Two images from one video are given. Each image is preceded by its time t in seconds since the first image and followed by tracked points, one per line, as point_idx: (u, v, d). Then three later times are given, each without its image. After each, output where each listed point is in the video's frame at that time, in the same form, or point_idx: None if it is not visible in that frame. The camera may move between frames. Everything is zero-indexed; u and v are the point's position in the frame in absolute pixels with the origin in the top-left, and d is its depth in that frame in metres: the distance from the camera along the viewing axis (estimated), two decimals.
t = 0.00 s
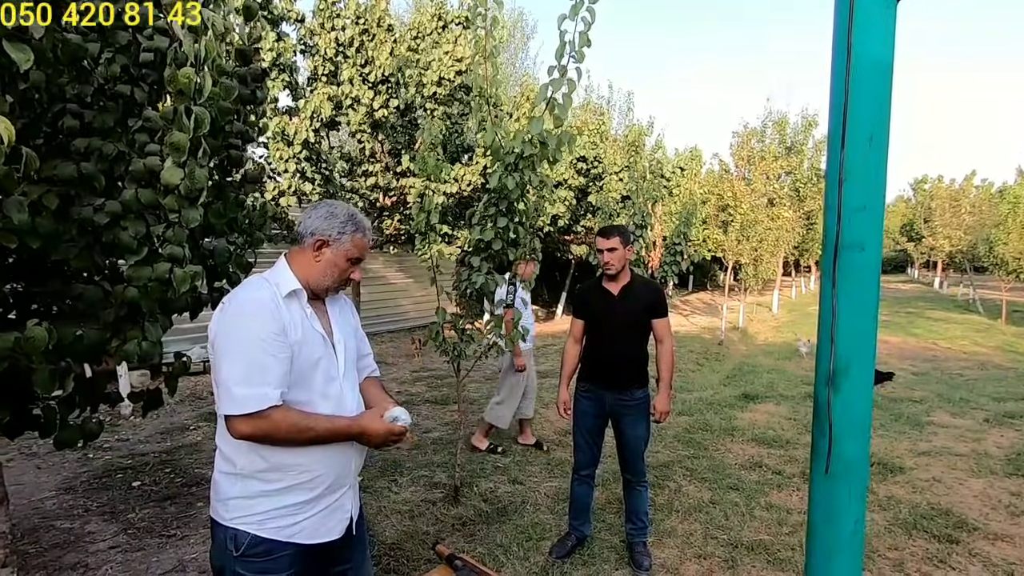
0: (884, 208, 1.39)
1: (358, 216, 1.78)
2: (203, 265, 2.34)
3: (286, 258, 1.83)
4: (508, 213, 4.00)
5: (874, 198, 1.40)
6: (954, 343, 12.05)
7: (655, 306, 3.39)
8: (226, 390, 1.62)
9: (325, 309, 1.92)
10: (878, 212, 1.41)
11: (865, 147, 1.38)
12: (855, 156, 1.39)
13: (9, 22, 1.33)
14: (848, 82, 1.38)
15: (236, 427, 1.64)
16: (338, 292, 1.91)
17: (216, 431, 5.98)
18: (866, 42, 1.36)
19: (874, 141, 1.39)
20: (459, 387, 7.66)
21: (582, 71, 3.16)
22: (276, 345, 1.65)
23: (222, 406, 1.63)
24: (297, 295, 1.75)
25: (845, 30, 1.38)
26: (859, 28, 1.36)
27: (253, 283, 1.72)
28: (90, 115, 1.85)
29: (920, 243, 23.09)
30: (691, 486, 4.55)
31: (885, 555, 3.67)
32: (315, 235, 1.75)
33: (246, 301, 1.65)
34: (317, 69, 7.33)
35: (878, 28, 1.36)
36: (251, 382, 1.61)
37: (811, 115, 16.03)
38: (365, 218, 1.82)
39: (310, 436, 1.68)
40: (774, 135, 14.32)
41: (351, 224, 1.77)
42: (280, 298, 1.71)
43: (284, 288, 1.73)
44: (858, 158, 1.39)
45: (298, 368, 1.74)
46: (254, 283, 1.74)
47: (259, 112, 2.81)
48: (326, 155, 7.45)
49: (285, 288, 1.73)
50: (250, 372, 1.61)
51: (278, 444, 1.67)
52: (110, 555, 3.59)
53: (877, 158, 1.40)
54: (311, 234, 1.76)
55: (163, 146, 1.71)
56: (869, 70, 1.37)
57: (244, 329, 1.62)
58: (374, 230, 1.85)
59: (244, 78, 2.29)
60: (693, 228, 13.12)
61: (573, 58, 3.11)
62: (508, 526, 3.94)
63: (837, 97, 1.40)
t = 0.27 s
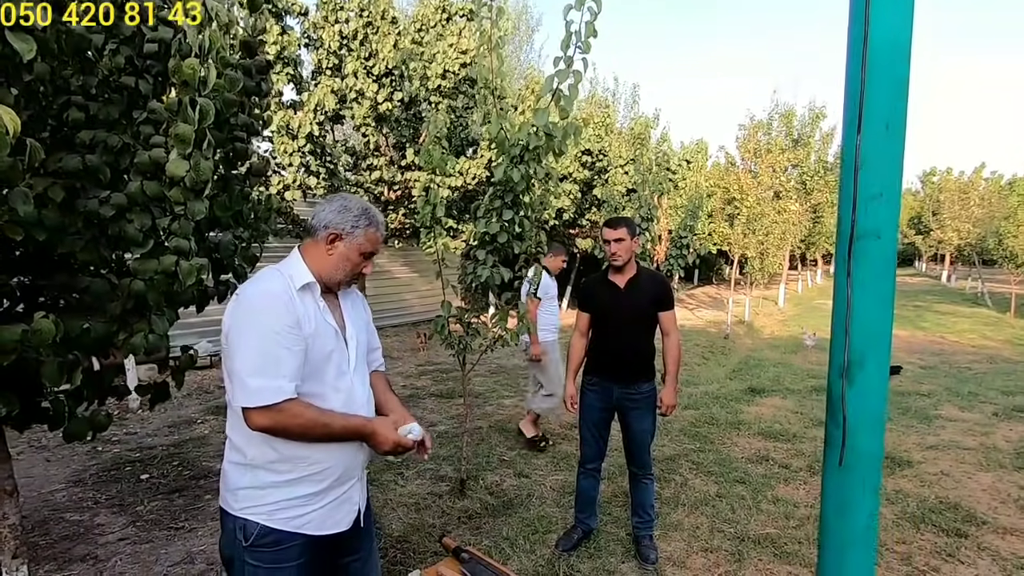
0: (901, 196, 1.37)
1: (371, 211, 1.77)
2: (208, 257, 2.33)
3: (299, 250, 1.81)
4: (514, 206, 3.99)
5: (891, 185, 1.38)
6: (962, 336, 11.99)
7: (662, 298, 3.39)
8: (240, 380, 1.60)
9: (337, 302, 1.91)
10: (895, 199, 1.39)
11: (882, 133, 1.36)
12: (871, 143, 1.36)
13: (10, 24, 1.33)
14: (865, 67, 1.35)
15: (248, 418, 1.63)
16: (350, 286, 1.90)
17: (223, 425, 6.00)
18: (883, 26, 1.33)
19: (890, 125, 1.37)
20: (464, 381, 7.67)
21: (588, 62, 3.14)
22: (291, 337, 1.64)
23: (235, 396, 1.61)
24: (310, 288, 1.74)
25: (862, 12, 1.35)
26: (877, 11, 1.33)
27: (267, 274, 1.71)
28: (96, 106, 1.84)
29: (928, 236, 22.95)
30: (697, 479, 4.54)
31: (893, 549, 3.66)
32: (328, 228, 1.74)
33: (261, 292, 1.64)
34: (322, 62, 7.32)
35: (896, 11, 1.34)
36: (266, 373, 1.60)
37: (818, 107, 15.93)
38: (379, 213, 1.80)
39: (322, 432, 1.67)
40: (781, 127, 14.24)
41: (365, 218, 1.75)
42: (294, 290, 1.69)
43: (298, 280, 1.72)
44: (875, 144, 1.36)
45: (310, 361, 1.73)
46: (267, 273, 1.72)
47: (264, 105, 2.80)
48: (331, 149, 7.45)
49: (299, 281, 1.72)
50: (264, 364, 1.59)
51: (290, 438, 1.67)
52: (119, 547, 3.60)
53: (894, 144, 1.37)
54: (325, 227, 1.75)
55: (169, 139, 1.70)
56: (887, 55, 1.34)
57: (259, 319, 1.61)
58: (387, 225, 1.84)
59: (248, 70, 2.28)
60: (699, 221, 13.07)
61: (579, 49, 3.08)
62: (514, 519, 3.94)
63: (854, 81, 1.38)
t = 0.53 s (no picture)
0: (908, 197, 1.37)
1: (388, 214, 1.78)
2: (212, 254, 2.34)
3: (315, 249, 1.82)
4: (517, 203, 3.99)
5: (897, 186, 1.39)
6: (964, 333, 11.99)
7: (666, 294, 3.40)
8: (256, 374, 1.60)
9: (350, 301, 1.93)
10: (901, 200, 1.39)
11: (888, 134, 1.36)
12: (878, 143, 1.37)
13: (9, 23, 1.34)
14: (871, 68, 1.36)
15: (262, 412, 1.63)
16: (364, 285, 1.91)
17: (226, 419, 6.02)
18: (891, 26, 1.33)
19: (897, 126, 1.37)
20: (466, 376, 7.68)
21: (592, 59, 3.13)
22: (308, 334, 1.65)
23: (250, 390, 1.61)
24: (326, 286, 1.75)
25: (870, 12, 1.35)
26: (884, 11, 1.33)
27: (284, 271, 1.72)
28: (100, 103, 1.84)
29: (930, 232, 22.92)
30: (698, 475, 4.56)
31: (894, 546, 3.67)
32: (346, 229, 1.75)
33: (279, 289, 1.65)
34: (324, 57, 7.30)
35: (904, 10, 1.33)
36: (282, 368, 1.60)
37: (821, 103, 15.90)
38: (395, 216, 1.81)
39: (335, 429, 1.68)
40: (784, 123, 14.20)
41: (382, 221, 1.76)
42: (310, 288, 1.71)
43: (314, 279, 1.73)
44: (881, 145, 1.37)
45: (325, 359, 1.74)
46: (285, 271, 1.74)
47: (267, 101, 2.80)
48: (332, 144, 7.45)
49: (315, 279, 1.73)
50: (282, 360, 1.60)
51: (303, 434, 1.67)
52: (123, 541, 3.62)
53: (901, 144, 1.37)
54: (342, 227, 1.76)
55: (173, 136, 1.70)
56: (894, 56, 1.34)
57: (277, 315, 1.62)
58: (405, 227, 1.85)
59: (252, 67, 2.27)
60: (701, 217, 13.06)
61: (583, 45, 3.08)
62: (516, 514, 3.96)
63: (861, 81, 1.38)
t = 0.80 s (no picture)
0: (893, 209, 1.39)
1: (402, 227, 1.78)
2: (205, 258, 2.33)
3: (327, 256, 1.82)
4: (511, 206, 3.99)
5: (884, 198, 1.40)
6: (954, 336, 12.08)
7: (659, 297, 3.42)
8: (267, 379, 1.60)
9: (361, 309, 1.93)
10: (886, 213, 1.41)
11: (875, 146, 1.38)
12: (864, 155, 1.38)
13: (9, 24, 1.33)
14: (857, 81, 1.37)
15: (268, 416, 1.63)
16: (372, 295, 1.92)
17: (218, 422, 6.00)
18: (878, 40, 1.35)
19: (883, 138, 1.39)
20: (460, 379, 7.69)
21: (586, 64, 3.15)
22: (318, 342, 1.66)
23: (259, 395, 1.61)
24: (338, 295, 1.75)
25: (856, 25, 1.37)
26: (870, 25, 1.34)
27: (297, 277, 1.72)
28: (93, 108, 1.83)
29: (921, 235, 23.08)
30: (691, 478, 4.57)
31: (883, 548, 3.70)
32: (360, 240, 1.76)
33: (292, 295, 1.65)
34: (318, 59, 7.30)
35: (890, 23, 1.35)
36: (293, 375, 1.61)
37: (814, 107, 15.99)
38: (409, 230, 1.82)
39: (340, 438, 1.68)
40: (776, 127, 14.27)
41: (396, 236, 1.77)
42: (322, 296, 1.71)
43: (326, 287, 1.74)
44: (867, 157, 1.38)
45: (332, 366, 1.75)
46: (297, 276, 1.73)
47: (261, 105, 2.80)
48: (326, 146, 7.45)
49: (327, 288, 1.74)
50: (293, 366, 1.60)
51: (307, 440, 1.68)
52: (114, 545, 3.61)
53: (887, 157, 1.39)
54: (356, 238, 1.76)
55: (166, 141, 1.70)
56: (882, 70, 1.36)
57: (290, 322, 1.62)
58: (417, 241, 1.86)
59: (246, 71, 2.27)
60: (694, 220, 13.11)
61: (577, 51, 3.10)
62: (509, 517, 3.96)
63: (847, 93, 1.40)
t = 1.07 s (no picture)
0: (890, 214, 1.39)
1: (417, 240, 1.78)
2: (197, 261, 2.31)
3: (341, 262, 1.82)
4: (505, 210, 3.98)
5: (880, 203, 1.40)
6: (945, 339, 12.15)
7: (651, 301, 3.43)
8: (272, 385, 1.60)
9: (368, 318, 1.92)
10: (883, 219, 1.41)
11: (870, 153, 1.38)
12: (859, 161, 1.38)
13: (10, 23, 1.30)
14: (853, 85, 1.37)
15: (270, 421, 1.63)
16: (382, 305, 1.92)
17: (210, 427, 5.95)
18: (872, 46, 1.35)
19: (878, 144, 1.39)
20: (454, 382, 7.66)
21: (580, 68, 3.15)
22: (325, 352, 1.65)
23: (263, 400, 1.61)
24: (347, 305, 1.74)
25: (851, 30, 1.37)
26: (865, 32, 1.35)
27: (309, 284, 1.72)
28: (82, 110, 1.81)
29: (912, 239, 23.24)
30: (685, 482, 4.57)
31: (877, 552, 3.70)
32: (373, 250, 1.75)
33: (303, 302, 1.64)
34: (312, 62, 7.27)
35: (885, 28, 1.35)
36: (298, 383, 1.60)
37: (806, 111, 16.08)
38: (424, 244, 1.81)
39: (340, 449, 1.67)
40: (769, 131, 14.34)
41: (411, 250, 1.76)
42: (333, 304, 1.71)
43: (337, 295, 1.73)
44: (863, 163, 1.38)
45: (337, 375, 1.74)
46: (309, 282, 1.73)
47: (254, 107, 2.78)
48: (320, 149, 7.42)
49: (338, 296, 1.73)
50: (299, 374, 1.60)
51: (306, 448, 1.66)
52: (103, 552, 3.57)
53: (883, 163, 1.39)
54: (369, 248, 1.76)
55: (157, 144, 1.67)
56: (876, 76, 1.36)
57: (299, 329, 1.62)
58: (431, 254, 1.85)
59: (238, 74, 2.25)
60: (688, 223, 13.15)
61: (571, 54, 3.09)
62: (503, 522, 3.94)
63: (842, 98, 1.40)
